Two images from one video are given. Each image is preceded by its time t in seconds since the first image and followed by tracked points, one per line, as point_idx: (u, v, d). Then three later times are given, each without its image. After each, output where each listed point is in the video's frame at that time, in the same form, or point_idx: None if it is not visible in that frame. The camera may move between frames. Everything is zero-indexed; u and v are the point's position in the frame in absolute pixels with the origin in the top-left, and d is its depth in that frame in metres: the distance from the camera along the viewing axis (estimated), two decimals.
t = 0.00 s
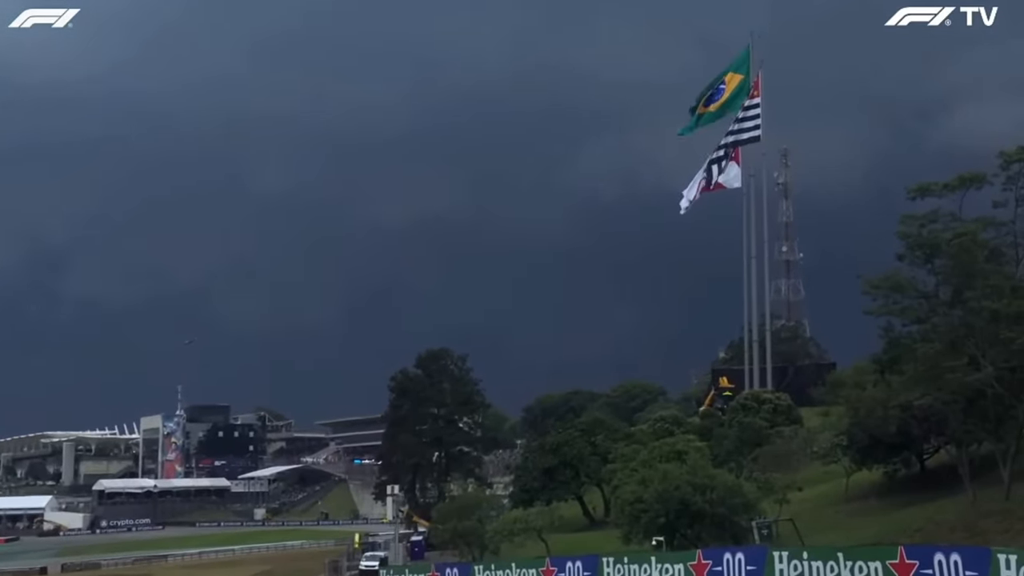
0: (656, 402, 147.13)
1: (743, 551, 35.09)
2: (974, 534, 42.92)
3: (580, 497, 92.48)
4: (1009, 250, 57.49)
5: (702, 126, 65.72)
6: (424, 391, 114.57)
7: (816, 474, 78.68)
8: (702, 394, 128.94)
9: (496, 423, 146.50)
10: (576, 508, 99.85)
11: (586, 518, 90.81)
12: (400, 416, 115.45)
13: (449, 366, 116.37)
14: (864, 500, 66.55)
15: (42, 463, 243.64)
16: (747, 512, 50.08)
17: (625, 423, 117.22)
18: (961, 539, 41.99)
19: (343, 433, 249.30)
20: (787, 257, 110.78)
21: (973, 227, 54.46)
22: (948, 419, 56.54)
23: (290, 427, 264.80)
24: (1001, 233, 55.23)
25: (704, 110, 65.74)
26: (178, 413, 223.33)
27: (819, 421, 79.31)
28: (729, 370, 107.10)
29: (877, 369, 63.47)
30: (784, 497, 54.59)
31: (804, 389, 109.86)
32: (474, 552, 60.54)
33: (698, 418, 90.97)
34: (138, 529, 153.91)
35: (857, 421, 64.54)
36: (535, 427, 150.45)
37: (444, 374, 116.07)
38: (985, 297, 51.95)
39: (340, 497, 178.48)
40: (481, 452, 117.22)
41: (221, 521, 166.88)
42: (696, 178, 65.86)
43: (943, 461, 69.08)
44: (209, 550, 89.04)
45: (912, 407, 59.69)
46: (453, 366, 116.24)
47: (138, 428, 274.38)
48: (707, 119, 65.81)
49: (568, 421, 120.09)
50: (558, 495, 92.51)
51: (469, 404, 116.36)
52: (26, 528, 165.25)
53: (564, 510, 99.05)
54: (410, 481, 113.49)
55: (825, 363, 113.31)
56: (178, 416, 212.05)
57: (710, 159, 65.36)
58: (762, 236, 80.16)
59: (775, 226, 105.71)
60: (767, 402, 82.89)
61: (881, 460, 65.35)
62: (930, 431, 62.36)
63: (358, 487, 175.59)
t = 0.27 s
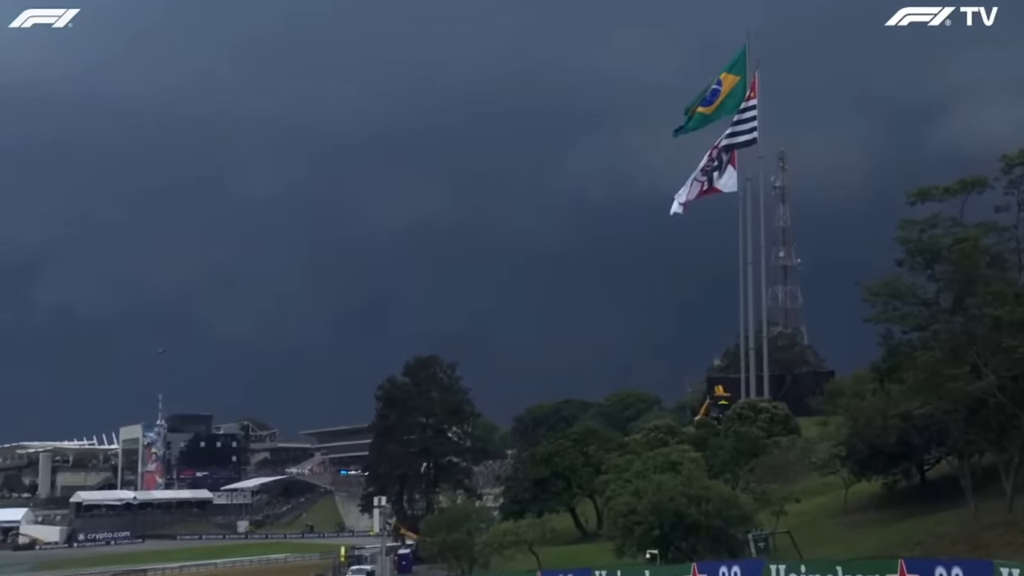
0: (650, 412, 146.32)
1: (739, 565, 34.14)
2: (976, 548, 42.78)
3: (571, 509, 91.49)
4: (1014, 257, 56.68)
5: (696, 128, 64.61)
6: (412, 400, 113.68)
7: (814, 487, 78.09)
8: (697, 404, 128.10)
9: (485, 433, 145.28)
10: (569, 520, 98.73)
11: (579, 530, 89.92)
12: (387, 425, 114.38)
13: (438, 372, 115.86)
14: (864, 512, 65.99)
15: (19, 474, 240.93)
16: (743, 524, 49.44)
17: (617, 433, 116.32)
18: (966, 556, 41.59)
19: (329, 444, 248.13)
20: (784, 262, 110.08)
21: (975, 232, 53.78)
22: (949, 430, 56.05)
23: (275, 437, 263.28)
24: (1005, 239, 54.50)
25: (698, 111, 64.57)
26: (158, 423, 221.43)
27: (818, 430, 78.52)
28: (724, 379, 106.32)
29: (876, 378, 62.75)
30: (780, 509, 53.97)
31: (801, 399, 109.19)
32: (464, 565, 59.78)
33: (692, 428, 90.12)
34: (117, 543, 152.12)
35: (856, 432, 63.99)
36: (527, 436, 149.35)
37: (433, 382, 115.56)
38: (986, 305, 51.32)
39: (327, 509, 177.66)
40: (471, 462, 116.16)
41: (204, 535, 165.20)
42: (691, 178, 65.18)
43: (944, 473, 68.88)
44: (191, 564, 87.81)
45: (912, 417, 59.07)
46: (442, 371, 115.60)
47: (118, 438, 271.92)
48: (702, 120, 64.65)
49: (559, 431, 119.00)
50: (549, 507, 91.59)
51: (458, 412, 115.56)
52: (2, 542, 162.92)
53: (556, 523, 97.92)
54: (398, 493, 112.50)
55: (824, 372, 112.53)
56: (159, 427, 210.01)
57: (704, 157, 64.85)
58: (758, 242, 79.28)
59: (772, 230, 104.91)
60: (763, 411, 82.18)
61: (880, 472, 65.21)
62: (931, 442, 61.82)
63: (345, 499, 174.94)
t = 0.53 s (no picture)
0: (644, 422, 145.72)
1: None
2: (977, 560, 42.42)
3: (563, 520, 90.49)
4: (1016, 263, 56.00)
5: (687, 130, 63.57)
6: (399, 409, 112.69)
7: (812, 498, 77.45)
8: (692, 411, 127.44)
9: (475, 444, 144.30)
10: (560, 532, 97.74)
11: (571, 541, 89.05)
12: (374, 435, 113.29)
13: (427, 380, 114.66)
14: (862, 523, 65.33)
15: None
16: (739, 536, 48.73)
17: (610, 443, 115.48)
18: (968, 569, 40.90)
19: (314, 454, 247.27)
20: (781, 268, 109.45)
21: (976, 237, 53.14)
22: (949, 440, 55.47)
23: (259, 447, 262.25)
24: (1006, 245, 53.92)
25: (688, 111, 63.54)
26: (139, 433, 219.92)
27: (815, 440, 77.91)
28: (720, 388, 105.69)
29: (875, 387, 62.07)
30: (777, 521, 53.25)
31: (799, 407, 108.67)
32: None
33: (687, 437, 89.33)
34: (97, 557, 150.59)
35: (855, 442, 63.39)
36: (517, 446, 148.55)
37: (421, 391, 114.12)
38: (988, 312, 50.75)
39: (311, 521, 176.34)
40: (460, 473, 115.48)
41: (186, 547, 164.10)
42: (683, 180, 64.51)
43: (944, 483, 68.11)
44: None
45: (912, 427, 58.42)
46: (431, 380, 114.57)
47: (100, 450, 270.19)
48: (692, 121, 63.61)
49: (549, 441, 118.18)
50: (541, 518, 90.60)
51: (447, 421, 114.75)
52: None
53: (548, 534, 97.07)
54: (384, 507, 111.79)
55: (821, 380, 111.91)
56: (140, 437, 208.55)
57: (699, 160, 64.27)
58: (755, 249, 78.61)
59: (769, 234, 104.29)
60: (760, 420, 81.53)
61: (880, 483, 64.67)
62: (931, 452, 61.18)
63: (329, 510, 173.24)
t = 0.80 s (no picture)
0: (637, 432, 145.13)
1: None
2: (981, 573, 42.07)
3: (555, 532, 89.29)
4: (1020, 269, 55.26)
5: (681, 131, 62.84)
6: (387, 418, 111.69)
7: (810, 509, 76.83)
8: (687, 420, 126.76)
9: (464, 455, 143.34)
10: (552, 544, 96.95)
11: (564, 552, 88.17)
12: (361, 444, 112.30)
13: (416, 389, 113.83)
14: (861, 535, 64.69)
15: None
16: (734, 548, 48.08)
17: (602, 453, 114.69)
18: None
19: (299, 464, 246.39)
20: (778, 274, 108.78)
21: (977, 243, 52.53)
22: (950, 450, 54.91)
23: (242, 457, 261.15)
24: (1009, 251, 53.26)
25: (677, 112, 62.82)
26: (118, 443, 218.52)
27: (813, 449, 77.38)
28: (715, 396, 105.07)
29: (874, 396, 61.42)
30: (774, 532, 52.57)
31: (795, 416, 108.14)
32: None
33: (683, 447, 88.58)
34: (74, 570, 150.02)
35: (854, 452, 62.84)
36: (507, 455, 147.71)
37: (410, 401, 113.03)
38: (991, 319, 50.16)
39: (296, 534, 177.00)
40: (449, 484, 114.58)
41: (168, 559, 162.38)
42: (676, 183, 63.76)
43: (944, 494, 67.43)
44: None
45: (912, 437, 57.80)
46: (420, 389, 113.66)
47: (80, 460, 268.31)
48: (682, 123, 62.80)
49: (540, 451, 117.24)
50: (532, 530, 89.45)
51: (437, 431, 113.74)
52: None
53: (539, 547, 96.31)
54: (371, 521, 110.64)
55: (819, 388, 111.32)
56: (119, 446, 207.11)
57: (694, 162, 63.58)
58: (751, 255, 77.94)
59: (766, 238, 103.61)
60: (757, 429, 80.94)
61: (879, 493, 64.10)
62: (931, 462, 60.56)
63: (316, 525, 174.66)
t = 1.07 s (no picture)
0: (632, 444, 144.18)
1: None
2: None
3: (545, 547, 86.98)
4: None
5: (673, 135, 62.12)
6: (374, 428, 110.68)
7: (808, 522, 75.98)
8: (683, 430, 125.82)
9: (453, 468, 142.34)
10: (544, 559, 95.91)
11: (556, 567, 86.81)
12: (347, 456, 111.19)
13: (404, 399, 112.95)
14: (861, 550, 63.83)
15: None
16: (731, 562, 47.17)
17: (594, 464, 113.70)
18: None
19: (284, 477, 245.18)
20: (776, 280, 107.90)
21: (981, 249, 51.54)
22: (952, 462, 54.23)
23: (224, 469, 260.13)
24: (1015, 258, 52.12)
25: (671, 115, 62.10)
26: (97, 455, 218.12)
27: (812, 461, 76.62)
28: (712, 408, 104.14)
29: (874, 405, 60.62)
30: (772, 547, 51.66)
31: (794, 428, 107.31)
32: None
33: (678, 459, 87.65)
34: None
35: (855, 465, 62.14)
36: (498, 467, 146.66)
37: (397, 412, 112.18)
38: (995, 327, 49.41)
39: (280, 547, 167.76)
40: (438, 497, 113.04)
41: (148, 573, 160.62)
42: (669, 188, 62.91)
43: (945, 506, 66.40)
44: None
45: (914, 449, 57.05)
46: (408, 399, 112.78)
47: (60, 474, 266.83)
48: (672, 125, 62.00)
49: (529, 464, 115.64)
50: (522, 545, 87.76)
51: (425, 442, 112.43)
52: None
53: (529, 562, 95.65)
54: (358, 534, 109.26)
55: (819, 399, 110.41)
56: (97, 458, 205.50)
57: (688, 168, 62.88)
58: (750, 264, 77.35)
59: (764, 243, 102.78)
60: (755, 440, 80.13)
61: (880, 506, 63.31)
62: (933, 475, 59.72)
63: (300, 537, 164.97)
